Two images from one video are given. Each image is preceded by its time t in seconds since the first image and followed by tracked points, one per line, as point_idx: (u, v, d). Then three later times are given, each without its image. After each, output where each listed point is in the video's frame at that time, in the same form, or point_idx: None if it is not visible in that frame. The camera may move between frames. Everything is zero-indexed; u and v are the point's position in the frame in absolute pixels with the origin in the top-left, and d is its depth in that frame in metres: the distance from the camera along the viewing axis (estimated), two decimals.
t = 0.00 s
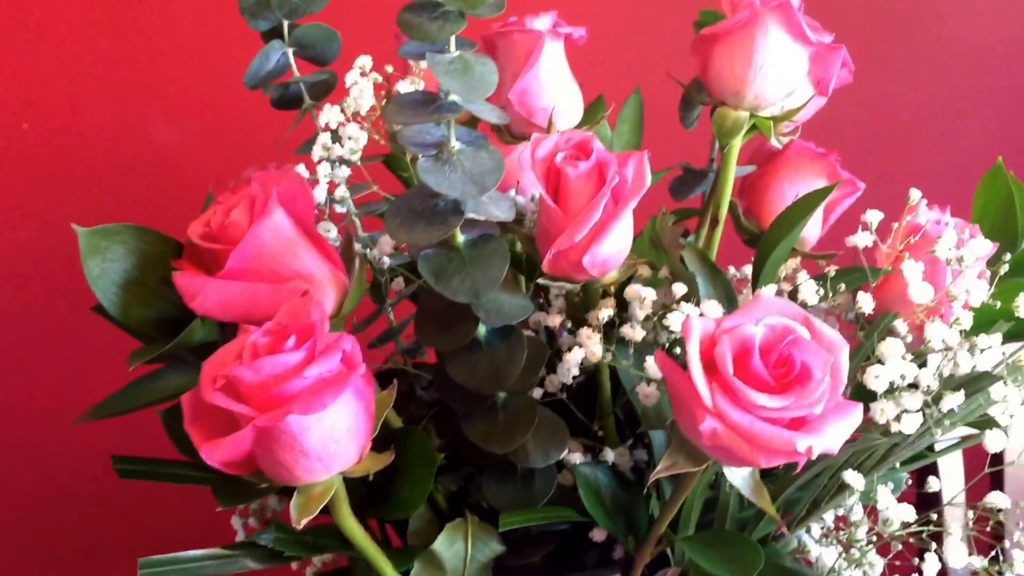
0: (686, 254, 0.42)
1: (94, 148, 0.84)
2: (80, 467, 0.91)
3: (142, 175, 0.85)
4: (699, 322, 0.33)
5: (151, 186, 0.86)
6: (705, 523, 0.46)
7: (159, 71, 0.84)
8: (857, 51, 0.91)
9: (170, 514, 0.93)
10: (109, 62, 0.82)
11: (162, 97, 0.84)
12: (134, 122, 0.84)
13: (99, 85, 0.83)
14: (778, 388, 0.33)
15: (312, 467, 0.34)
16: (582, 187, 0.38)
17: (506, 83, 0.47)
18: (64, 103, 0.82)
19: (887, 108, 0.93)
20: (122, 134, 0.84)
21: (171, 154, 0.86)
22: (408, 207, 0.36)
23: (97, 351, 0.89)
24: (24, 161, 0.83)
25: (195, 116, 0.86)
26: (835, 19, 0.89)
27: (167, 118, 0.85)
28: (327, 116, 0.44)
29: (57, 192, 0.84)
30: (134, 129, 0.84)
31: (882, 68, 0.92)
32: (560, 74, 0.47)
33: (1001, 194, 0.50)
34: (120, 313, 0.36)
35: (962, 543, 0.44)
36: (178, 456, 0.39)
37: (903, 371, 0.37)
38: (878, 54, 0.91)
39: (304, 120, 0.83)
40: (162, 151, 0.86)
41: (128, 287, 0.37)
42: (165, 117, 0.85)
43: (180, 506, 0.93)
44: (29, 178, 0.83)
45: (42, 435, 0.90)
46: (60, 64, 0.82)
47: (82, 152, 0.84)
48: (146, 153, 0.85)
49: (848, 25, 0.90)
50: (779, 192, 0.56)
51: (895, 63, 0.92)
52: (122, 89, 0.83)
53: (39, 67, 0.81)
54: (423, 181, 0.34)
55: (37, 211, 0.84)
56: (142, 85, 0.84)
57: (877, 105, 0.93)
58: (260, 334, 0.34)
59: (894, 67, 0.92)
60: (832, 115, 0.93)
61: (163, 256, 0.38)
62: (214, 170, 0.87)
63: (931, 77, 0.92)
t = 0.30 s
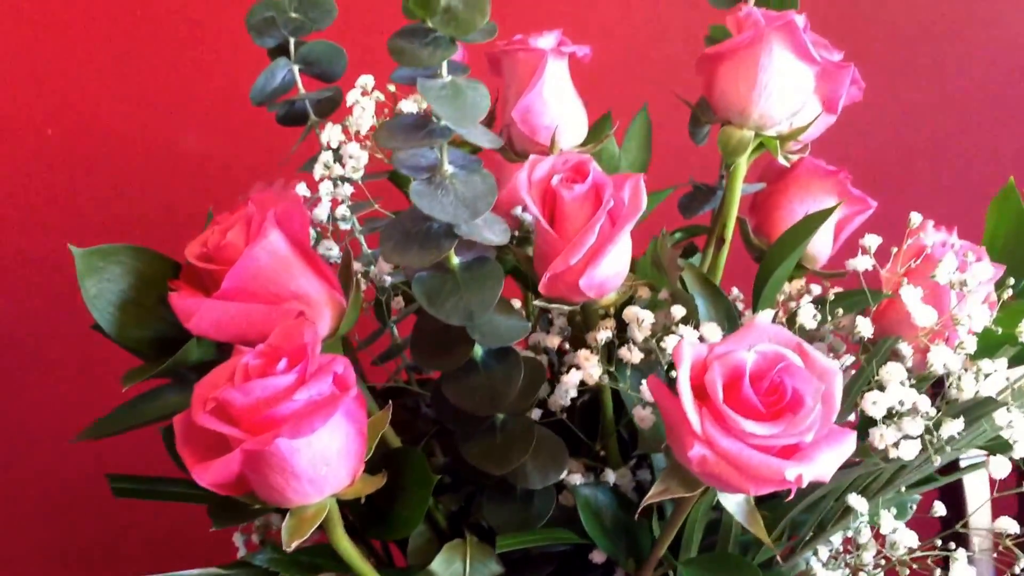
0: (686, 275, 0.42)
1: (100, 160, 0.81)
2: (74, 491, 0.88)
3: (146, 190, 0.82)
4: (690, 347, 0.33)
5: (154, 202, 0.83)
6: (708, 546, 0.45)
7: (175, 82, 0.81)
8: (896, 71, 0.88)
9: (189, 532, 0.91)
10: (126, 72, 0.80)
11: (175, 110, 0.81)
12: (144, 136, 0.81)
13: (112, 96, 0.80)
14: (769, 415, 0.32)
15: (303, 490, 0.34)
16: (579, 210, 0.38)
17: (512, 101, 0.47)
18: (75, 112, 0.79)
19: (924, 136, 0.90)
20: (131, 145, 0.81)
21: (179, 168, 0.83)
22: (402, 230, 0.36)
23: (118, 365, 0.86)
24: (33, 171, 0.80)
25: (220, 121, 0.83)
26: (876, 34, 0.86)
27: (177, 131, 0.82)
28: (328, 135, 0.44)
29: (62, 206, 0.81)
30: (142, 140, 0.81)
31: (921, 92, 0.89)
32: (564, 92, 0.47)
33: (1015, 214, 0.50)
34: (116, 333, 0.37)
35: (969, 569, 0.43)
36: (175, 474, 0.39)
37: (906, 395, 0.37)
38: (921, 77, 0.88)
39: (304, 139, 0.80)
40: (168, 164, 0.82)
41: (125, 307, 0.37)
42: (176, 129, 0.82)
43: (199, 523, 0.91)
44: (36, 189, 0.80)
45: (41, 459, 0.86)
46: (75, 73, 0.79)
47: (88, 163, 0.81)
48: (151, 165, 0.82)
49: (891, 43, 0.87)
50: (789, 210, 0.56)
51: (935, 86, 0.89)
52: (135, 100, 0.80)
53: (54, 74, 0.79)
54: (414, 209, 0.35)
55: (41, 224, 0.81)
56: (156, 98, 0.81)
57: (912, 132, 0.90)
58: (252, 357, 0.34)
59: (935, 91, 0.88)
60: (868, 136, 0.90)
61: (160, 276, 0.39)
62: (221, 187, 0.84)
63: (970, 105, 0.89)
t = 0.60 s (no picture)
0: (685, 292, 0.42)
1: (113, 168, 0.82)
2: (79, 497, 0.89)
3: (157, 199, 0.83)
4: (677, 365, 0.33)
5: (167, 209, 0.84)
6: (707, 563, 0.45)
7: (189, 92, 0.82)
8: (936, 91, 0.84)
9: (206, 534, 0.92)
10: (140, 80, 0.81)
11: (186, 120, 0.82)
12: (156, 144, 0.82)
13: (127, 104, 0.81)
14: (756, 434, 0.32)
15: (292, 504, 0.34)
16: (573, 225, 0.37)
17: (513, 115, 0.47)
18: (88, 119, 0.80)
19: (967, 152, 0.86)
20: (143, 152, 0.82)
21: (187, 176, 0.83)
22: (394, 246, 0.36)
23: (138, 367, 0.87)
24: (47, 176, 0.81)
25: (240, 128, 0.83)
26: (914, 48, 0.82)
27: (190, 139, 0.83)
28: (327, 149, 0.44)
29: (74, 211, 0.82)
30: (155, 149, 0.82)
31: (959, 116, 0.84)
32: (566, 106, 0.47)
33: None
34: (110, 345, 0.37)
35: None
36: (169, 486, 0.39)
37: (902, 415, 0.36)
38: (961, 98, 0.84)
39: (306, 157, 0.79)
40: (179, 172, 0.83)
41: (119, 320, 0.38)
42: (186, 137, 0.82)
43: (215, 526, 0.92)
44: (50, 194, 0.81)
45: (54, 460, 0.88)
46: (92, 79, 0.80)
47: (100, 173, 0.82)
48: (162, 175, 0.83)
49: (929, 60, 0.83)
50: (797, 226, 0.55)
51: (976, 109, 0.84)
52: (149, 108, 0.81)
53: (69, 79, 0.80)
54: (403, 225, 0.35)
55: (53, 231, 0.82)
56: (170, 106, 0.82)
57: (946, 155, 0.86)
58: (240, 372, 0.34)
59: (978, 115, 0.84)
60: (904, 157, 0.86)
61: (156, 290, 0.39)
62: (231, 195, 0.85)
63: (1018, 131, 0.85)
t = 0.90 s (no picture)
0: (677, 300, 0.42)
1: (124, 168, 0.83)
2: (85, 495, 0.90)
3: (166, 201, 0.85)
4: (661, 374, 0.33)
5: (185, 208, 0.85)
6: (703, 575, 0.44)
7: (203, 94, 0.83)
8: (953, 101, 0.83)
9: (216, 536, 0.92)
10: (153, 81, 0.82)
11: (198, 122, 0.83)
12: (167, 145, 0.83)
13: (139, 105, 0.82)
14: (738, 445, 0.32)
15: (279, 511, 0.34)
16: (563, 234, 0.37)
17: (512, 123, 0.47)
18: (103, 120, 0.82)
19: (993, 163, 0.84)
20: (155, 154, 0.83)
21: (197, 178, 0.85)
22: (383, 255, 0.36)
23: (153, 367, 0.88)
24: (62, 176, 0.82)
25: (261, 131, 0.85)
26: (932, 56, 0.82)
27: (201, 141, 0.84)
28: (324, 157, 0.45)
29: (86, 211, 0.83)
30: (166, 151, 0.84)
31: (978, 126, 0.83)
32: (566, 114, 0.46)
33: None
34: (104, 350, 0.38)
35: None
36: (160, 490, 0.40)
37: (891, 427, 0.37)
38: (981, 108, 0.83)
39: (310, 163, 0.80)
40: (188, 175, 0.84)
41: (112, 326, 0.39)
42: (197, 139, 0.84)
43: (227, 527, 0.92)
44: (64, 193, 0.83)
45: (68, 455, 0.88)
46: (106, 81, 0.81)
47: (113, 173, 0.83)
48: (173, 177, 0.84)
49: (947, 68, 0.82)
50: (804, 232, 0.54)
51: (995, 119, 0.83)
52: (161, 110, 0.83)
53: (85, 80, 0.81)
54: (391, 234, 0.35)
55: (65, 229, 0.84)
56: (188, 109, 0.83)
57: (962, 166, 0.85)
58: (228, 379, 0.34)
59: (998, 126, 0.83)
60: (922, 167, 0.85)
61: (150, 298, 0.40)
62: (250, 197, 0.86)
63: None
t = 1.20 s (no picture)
0: (672, 304, 0.41)
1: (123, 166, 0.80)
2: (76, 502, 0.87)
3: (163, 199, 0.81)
4: (645, 380, 0.33)
5: (181, 202, 0.81)
6: None
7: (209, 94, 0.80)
8: (973, 104, 0.81)
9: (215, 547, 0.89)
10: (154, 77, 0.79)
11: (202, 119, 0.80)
12: (170, 144, 0.80)
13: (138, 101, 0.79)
14: (721, 452, 0.32)
15: (264, 513, 0.35)
16: (552, 237, 0.37)
17: (509, 126, 0.47)
18: (99, 116, 0.78)
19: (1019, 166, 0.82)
20: (155, 150, 0.80)
21: (200, 180, 0.81)
22: (371, 258, 0.36)
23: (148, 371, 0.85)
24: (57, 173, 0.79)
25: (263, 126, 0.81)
26: (953, 54, 0.80)
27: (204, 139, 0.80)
28: (319, 160, 0.45)
29: (81, 205, 0.80)
30: (168, 147, 0.80)
31: (998, 132, 0.81)
32: (562, 117, 0.47)
33: None
34: (96, 352, 0.39)
35: None
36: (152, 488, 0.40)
37: (882, 433, 0.37)
38: (1001, 114, 0.81)
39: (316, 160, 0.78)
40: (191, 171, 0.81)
41: (105, 328, 0.40)
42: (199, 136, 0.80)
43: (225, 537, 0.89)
44: (57, 193, 0.79)
45: (58, 464, 0.84)
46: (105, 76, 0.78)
47: (109, 173, 0.80)
48: (171, 174, 0.80)
49: (966, 69, 0.80)
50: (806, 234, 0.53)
51: (1015, 126, 0.81)
52: (162, 106, 0.79)
53: (82, 67, 0.78)
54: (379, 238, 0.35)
55: (57, 231, 0.80)
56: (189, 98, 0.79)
57: (983, 173, 0.83)
58: (215, 380, 0.34)
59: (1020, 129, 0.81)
60: (940, 174, 0.83)
61: (143, 300, 0.41)
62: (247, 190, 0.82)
63: None
